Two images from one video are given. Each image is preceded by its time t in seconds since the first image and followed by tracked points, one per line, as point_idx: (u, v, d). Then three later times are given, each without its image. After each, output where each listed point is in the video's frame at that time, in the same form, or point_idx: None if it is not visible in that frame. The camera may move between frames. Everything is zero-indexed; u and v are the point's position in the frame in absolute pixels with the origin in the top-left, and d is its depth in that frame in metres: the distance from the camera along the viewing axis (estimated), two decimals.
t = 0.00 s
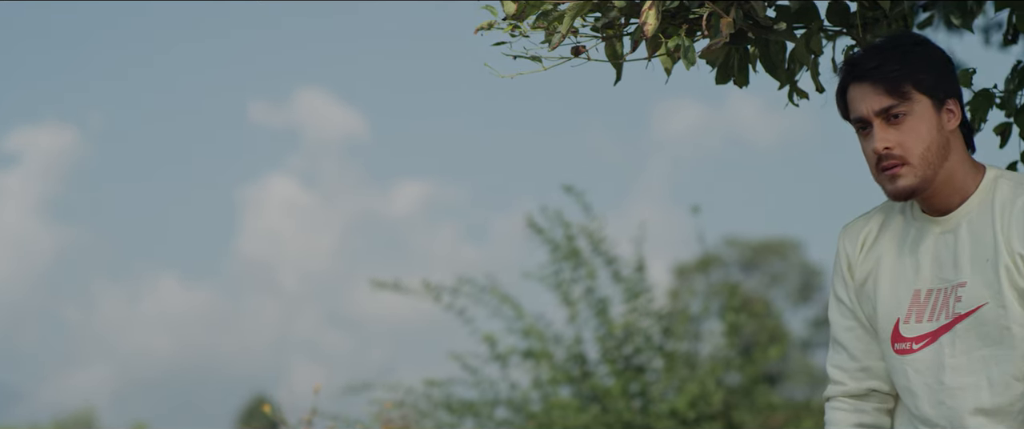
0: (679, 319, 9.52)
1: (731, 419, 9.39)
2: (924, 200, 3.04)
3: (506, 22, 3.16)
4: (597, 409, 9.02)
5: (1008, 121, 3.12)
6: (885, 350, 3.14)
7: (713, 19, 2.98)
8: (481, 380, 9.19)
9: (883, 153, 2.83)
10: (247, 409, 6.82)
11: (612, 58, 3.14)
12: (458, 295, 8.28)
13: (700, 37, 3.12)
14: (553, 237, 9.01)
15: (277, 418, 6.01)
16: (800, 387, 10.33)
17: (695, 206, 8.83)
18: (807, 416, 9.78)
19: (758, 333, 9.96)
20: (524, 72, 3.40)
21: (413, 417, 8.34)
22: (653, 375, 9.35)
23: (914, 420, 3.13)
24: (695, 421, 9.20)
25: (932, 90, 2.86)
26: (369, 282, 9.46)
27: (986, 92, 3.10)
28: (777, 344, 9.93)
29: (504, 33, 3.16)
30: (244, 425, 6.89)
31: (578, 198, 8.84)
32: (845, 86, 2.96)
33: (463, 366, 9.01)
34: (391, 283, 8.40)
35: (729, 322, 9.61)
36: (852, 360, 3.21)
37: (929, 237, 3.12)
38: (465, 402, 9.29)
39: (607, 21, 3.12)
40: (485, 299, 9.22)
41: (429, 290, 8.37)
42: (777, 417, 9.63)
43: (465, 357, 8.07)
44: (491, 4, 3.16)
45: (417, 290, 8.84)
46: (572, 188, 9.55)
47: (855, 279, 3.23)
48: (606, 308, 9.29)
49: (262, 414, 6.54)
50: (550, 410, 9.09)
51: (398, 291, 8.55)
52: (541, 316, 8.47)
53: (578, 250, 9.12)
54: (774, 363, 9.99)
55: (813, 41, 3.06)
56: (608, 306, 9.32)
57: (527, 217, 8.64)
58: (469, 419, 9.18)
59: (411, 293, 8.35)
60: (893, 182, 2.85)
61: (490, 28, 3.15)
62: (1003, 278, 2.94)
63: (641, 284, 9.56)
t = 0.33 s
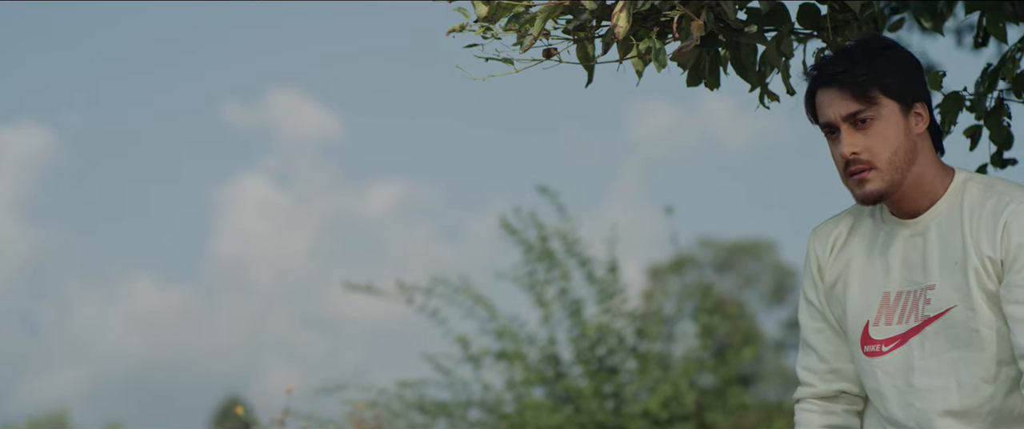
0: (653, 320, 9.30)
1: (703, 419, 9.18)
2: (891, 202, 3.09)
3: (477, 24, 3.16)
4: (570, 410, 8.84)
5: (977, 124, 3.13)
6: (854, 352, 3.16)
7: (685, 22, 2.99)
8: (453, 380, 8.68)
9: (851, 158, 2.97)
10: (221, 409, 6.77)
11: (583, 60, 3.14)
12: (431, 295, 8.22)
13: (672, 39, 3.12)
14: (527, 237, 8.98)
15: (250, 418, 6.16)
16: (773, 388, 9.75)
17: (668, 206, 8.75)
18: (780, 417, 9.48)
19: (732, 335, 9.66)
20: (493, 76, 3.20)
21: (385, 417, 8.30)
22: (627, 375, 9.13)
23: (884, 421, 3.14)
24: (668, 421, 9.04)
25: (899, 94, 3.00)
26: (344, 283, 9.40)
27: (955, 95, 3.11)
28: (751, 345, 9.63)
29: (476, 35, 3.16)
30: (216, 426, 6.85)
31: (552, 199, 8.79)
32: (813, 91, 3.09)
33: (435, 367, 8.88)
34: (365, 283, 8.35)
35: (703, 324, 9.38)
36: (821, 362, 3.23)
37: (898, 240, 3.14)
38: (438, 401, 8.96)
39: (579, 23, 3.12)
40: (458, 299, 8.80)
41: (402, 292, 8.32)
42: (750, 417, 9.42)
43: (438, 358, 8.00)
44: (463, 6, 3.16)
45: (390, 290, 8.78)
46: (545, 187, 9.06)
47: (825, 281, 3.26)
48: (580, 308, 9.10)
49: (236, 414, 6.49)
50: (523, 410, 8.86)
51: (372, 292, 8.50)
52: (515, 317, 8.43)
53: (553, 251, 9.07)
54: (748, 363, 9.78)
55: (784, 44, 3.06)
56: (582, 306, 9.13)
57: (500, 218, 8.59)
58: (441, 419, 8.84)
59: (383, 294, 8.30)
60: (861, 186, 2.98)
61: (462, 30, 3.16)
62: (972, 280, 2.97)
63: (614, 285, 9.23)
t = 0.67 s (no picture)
0: (624, 320, 9.14)
1: (674, 419, 9.16)
2: (859, 204, 3.10)
3: (448, 24, 3.16)
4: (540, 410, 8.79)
5: (946, 125, 3.13)
6: (822, 352, 3.16)
7: (654, 22, 2.99)
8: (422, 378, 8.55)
9: (819, 159, 3.00)
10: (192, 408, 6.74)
11: (553, 61, 3.14)
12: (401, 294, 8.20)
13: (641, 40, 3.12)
14: (497, 236, 8.96)
15: (219, 416, 6.09)
16: (745, 387, 9.58)
17: (640, 206, 8.75)
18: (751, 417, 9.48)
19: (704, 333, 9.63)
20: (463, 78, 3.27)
21: (356, 417, 8.28)
22: (598, 375, 9.04)
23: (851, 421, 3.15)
24: (639, 421, 9.01)
25: (866, 95, 3.04)
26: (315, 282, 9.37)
27: (924, 96, 3.12)
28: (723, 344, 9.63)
29: (446, 35, 3.16)
30: (187, 424, 6.83)
31: (523, 198, 8.78)
32: (782, 91, 3.12)
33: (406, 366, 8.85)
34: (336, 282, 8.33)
35: (674, 323, 9.36)
36: (789, 361, 3.24)
37: (866, 240, 3.16)
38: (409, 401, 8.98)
39: (548, 24, 3.12)
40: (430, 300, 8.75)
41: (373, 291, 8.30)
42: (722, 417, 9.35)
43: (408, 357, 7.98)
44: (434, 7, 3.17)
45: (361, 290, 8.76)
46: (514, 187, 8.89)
47: (793, 281, 3.26)
48: (550, 308, 8.98)
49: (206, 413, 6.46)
50: (494, 410, 8.87)
51: (343, 291, 8.48)
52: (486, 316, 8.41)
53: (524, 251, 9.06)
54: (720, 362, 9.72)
55: (753, 44, 3.07)
56: (552, 306, 9.04)
57: (470, 219, 8.58)
58: (412, 417, 8.86)
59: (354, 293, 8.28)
60: (829, 187, 3.01)
61: (432, 30, 3.16)
62: (940, 281, 2.98)
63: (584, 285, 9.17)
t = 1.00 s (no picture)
0: (594, 318, 9.21)
1: (644, 417, 9.23)
2: (826, 203, 3.11)
3: (416, 23, 3.16)
4: (510, 409, 8.88)
5: (913, 124, 3.14)
6: (788, 351, 3.18)
7: (621, 22, 3.00)
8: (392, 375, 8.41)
9: (786, 158, 3.01)
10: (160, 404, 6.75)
11: (521, 60, 3.14)
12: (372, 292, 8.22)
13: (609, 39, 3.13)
14: (468, 234, 8.98)
15: (188, 414, 6.09)
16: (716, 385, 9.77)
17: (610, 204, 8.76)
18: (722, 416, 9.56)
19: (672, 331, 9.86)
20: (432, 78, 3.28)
21: (325, 415, 8.32)
22: (568, 373, 9.09)
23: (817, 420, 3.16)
24: (609, 419, 9.06)
25: (834, 95, 3.05)
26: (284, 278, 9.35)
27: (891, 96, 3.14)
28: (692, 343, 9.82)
29: (415, 34, 3.16)
30: (156, 421, 6.83)
31: (495, 197, 8.80)
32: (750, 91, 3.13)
33: (377, 364, 8.88)
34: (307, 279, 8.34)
35: (645, 321, 9.47)
36: (756, 360, 3.26)
37: (833, 239, 3.17)
38: (379, 399, 9.06)
39: (517, 23, 3.13)
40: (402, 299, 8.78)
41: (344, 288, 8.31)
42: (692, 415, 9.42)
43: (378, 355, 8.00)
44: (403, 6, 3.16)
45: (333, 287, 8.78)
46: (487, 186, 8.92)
47: (760, 280, 3.28)
48: (522, 306, 9.05)
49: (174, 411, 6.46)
50: (464, 408, 8.98)
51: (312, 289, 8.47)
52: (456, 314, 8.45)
53: (494, 249, 9.07)
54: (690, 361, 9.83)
55: (721, 44, 3.08)
56: (523, 304, 9.10)
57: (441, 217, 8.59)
58: (383, 416, 8.95)
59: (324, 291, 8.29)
60: (796, 186, 3.02)
61: (400, 30, 3.16)
62: (906, 280, 3.00)
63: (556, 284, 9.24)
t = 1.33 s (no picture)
0: (563, 316, 9.31)
1: (614, 415, 9.29)
2: (793, 201, 3.12)
3: (385, 22, 3.15)
4: (480, 406, 8.93)
5: (881, 123, 3.17)
6: (755, 349, 3.20)
7: (590, 20, 3.01)
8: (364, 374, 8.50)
9: (755, 157, 3.01)
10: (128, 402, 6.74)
11: (490, 58, 3.15)
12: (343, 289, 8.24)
13: (578, 38, 3.15)
14: (439, 231, 9.02)
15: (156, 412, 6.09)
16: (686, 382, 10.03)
17: (580, 202, 8.80)
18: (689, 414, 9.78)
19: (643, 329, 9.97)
20: (401, 76, 3.30)
21: (294, 412, 8.36)
22: (538, 371, 9.13)
23: (783, 417, 3.19)
24: (579, 417, 9.11)
25: (802, 95, 3.06)
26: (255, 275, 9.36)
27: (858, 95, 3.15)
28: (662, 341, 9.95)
29: (384, 33, 3.15)
30: (124, 418, 6.83)
31: (467, 194, 8.81)
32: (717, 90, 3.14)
33: (348, 361, 8.92)
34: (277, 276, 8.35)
35: (615, 319, 9.50)
36: (723, 358, 3.28)
37: (800, 237, 3.18)
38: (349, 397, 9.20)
39: (485, 22, 3.12)
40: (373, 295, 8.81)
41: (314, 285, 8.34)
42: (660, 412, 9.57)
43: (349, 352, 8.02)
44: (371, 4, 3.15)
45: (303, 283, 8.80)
46: (459, 182, 8.90)
47: (727, 277, 3.30)
48: (491, 303, 9.08)
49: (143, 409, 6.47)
50: (435, 405, 9.00)
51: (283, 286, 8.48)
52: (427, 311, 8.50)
53: (465, 246, 9.10)
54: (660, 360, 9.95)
55: (689, 42, 3.10)
56: (493, 301, 9.12)
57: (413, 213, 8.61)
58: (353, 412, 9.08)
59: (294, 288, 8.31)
60: (764, 184, 3.03)
61: (369, 28, 3.15)
62: (873, 278, 3.01)
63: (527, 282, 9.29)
